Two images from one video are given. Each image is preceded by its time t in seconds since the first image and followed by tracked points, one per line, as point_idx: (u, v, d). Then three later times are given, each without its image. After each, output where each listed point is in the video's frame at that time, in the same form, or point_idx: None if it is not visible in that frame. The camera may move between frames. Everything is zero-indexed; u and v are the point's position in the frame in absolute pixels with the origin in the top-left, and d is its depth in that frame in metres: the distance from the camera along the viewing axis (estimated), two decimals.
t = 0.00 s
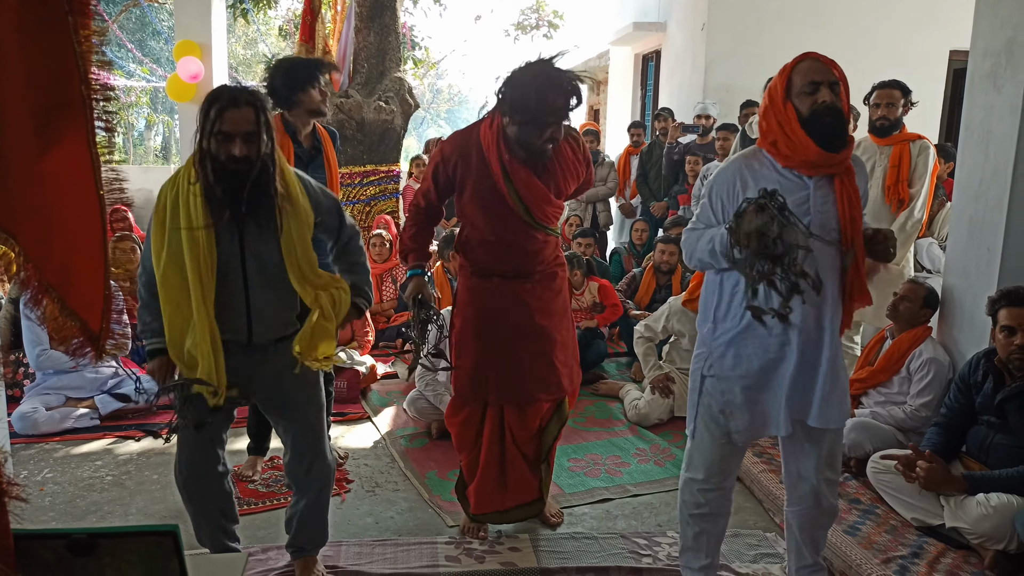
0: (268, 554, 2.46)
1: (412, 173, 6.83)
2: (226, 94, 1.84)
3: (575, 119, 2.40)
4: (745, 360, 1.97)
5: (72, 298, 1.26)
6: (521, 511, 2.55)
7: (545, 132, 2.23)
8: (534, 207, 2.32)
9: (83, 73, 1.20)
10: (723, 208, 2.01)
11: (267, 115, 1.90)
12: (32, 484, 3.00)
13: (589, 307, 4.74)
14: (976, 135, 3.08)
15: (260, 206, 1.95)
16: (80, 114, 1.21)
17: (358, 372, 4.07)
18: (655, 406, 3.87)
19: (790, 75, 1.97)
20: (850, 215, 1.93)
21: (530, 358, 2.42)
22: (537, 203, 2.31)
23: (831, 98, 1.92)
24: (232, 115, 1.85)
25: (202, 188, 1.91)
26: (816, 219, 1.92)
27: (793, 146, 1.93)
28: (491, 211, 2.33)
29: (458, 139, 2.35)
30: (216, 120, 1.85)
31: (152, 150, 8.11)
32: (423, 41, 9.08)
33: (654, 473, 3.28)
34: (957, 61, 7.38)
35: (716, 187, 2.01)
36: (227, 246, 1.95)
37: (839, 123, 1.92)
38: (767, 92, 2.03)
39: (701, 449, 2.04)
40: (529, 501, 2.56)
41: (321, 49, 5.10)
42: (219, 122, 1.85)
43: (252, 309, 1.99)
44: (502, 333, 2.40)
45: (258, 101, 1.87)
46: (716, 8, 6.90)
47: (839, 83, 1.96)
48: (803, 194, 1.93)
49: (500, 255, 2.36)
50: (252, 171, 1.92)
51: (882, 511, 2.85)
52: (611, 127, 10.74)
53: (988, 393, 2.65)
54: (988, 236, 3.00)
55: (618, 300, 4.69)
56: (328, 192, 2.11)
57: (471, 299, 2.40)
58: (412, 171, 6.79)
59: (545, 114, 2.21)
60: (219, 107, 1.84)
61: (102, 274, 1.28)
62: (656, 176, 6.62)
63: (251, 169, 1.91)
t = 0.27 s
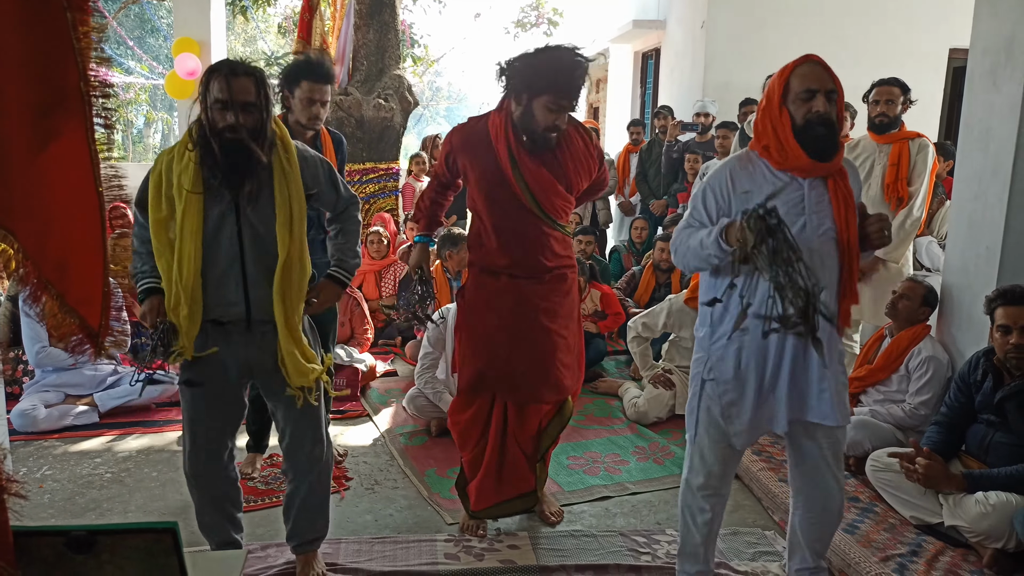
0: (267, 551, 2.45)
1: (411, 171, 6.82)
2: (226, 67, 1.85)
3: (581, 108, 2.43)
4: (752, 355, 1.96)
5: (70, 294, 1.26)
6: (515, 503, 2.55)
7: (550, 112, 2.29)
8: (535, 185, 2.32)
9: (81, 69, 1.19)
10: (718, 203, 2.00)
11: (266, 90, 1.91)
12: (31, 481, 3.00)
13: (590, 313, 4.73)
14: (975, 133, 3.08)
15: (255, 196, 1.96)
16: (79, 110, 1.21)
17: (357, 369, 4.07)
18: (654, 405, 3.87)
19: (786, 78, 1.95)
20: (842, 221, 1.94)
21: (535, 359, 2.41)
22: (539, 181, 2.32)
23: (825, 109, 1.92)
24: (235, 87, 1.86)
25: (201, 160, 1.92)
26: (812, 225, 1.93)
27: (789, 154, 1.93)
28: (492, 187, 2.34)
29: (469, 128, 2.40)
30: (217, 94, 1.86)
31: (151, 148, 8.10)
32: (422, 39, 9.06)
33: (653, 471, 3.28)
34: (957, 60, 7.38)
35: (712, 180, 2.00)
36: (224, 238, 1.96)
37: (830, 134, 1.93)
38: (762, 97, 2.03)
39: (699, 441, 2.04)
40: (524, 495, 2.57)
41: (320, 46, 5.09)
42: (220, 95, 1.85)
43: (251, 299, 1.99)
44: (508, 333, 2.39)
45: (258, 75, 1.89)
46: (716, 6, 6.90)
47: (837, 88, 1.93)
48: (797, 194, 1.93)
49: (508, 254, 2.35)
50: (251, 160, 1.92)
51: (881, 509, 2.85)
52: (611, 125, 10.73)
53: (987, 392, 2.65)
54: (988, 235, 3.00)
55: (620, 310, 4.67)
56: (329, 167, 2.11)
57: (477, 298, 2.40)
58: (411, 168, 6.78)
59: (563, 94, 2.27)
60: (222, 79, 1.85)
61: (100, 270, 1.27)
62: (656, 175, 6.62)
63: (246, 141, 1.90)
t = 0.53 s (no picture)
0: (277, 551, 2.46)
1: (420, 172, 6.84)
2: (256, 65, 1.87)
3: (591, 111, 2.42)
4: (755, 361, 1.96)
5: (81, 295, 1.27)
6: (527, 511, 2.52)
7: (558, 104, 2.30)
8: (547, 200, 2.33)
9: (94, 72, 1.20)
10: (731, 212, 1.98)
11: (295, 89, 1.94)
12: (43, 481, 3.02)
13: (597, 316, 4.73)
14: (987, 135, 3.06)
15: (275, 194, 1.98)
16: (90, 112, 1.22)
17: (366, 370, 4.08)
18: (662, 406, 3.86)
19: (789, 90, 1.96)
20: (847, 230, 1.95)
21: (532, 366, 2.41)
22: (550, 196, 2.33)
23: (825, 130, 1.93)
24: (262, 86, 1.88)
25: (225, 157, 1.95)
26: (817, 234, 1.93)
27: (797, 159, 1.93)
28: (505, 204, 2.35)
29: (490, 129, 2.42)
30: (244, 91, 1.88)
31: (161, 149, 8.15)
32: (431, 40, 9.08)
33: (661, 472, 3.27)
34: (969, 61, 7.32)
35: (720, 191, 1.99)
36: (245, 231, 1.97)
37: (830, 154, 1.94)
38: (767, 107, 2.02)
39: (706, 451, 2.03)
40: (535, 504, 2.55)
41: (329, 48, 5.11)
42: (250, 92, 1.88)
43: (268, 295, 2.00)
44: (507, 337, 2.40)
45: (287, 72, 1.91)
46: (726, 7, 6.88)
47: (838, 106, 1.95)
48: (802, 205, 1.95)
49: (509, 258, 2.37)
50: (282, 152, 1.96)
51: (891, 512, 2.84)
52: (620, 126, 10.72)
53: (1000, 396, 2.63)
54: (999, 237, 2.98)
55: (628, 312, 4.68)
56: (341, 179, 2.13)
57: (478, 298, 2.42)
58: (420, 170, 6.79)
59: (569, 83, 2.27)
60: (251, 76, 1.87)
61: (111, 271, 1.28)
62: (665, 176, 6.61)
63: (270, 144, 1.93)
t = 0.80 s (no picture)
0: (275, 549, 2.46)
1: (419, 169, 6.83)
2: (272, 91, 1.85)
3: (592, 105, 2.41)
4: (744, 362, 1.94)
5: (79, 293, 1.26)
6: (509, 515, 2.51)
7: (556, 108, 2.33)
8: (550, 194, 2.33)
9: (91, 69, 1.20)
10: (733, 221, 1.94)
11: (309, 115, 1.92)
12: (41, 478, 3.02)
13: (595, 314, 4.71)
14: (986, 132, 3.06)
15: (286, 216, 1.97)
16: (87, 109, 1.22)
17: (365, 368, 4.07)
18: (661, 403, 3.86)
19: (787, 86, 1.97)
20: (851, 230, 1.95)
21: (529, 364, 2.40)
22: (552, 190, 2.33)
23: (830, 109, 1.93)
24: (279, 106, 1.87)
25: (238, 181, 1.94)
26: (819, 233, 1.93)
27: (801, 155, 1.92)
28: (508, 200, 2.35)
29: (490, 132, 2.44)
30: (261, 118, 1.87)
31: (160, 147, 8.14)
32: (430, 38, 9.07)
33: (660, 470, 3.28)
34: (967, 58, 7.31)
35: (724, 200, 1.94)
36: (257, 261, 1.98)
37: (838, 133, 1.93)
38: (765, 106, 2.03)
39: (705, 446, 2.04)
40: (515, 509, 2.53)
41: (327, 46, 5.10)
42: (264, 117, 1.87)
43: (274, 303, 2.00)
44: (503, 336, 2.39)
45: (302, 99, 1.88)
46: (724, 5, 6.87)
47: (838, 91, 1.95)
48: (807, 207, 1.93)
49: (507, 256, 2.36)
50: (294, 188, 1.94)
51: (890, 510, 2.84)
52: (618, 124, 10.72)
53: (998, 393, 2.63)
54: (998, 234, 2.98)
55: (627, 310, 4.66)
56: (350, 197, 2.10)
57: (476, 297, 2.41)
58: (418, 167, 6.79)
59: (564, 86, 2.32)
60: (266, 102, 1.86)
61: (108, 268, 1.28)
62: (663, 173, 6.61)
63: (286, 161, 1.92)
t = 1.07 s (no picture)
0: (275, 550, 2.46)
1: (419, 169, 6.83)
2: (282, 96, 1.85)
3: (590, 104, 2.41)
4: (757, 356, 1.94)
5: (77, 294, 1.26)
6: (532, 516, 2.54)
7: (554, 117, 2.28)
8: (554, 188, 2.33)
9: (89, 69, 1.20)
10: (729, 208, 1.97)
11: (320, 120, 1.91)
12: (41, 480, 3.02)
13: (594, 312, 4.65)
14: (985, 131, 3.06)
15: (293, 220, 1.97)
16: (84, 109, 1.22)
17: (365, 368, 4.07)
18: (662, 403, 3.86)
19: (784, 75, 1.98)
20: (854, 222, 1.91)
21: (536, 362, 2.40)
22: (557, 189, 2.33)
23: (830, 92, 1.93)
24: (293, 117, 1.86)
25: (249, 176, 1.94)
26: (824, 225, 1.91)
27: (805, 142, 1.90)
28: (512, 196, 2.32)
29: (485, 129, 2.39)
30: (270, 125, 1.86)
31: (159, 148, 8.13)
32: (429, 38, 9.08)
33: (660, 470, 3.27)
34: (967, 57, 7.31)
35: (722, 179, 1.97)
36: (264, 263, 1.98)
37: (841, 116, 1.92)
38: (763, 97, 2.04)
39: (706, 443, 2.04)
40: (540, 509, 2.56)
41: (326, 46, 5.09)
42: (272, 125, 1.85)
43: (280, 306, 2.01)
44: (510, 335, 2.38)
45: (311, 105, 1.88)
46: (724, 4, 6.87)
47: (836, 75, 1.97)
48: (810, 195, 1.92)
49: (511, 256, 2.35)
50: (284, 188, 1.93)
51: (890, 509, 2.84)
52: (618, 124, 10.71)
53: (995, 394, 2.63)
54: (998, 233, 2.98)
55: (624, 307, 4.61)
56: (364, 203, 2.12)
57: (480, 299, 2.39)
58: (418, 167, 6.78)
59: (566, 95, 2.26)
60: (276, 108, 1.85)
61: (107, 268, 1.28)
62: (663, 173, 6.60)
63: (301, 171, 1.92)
